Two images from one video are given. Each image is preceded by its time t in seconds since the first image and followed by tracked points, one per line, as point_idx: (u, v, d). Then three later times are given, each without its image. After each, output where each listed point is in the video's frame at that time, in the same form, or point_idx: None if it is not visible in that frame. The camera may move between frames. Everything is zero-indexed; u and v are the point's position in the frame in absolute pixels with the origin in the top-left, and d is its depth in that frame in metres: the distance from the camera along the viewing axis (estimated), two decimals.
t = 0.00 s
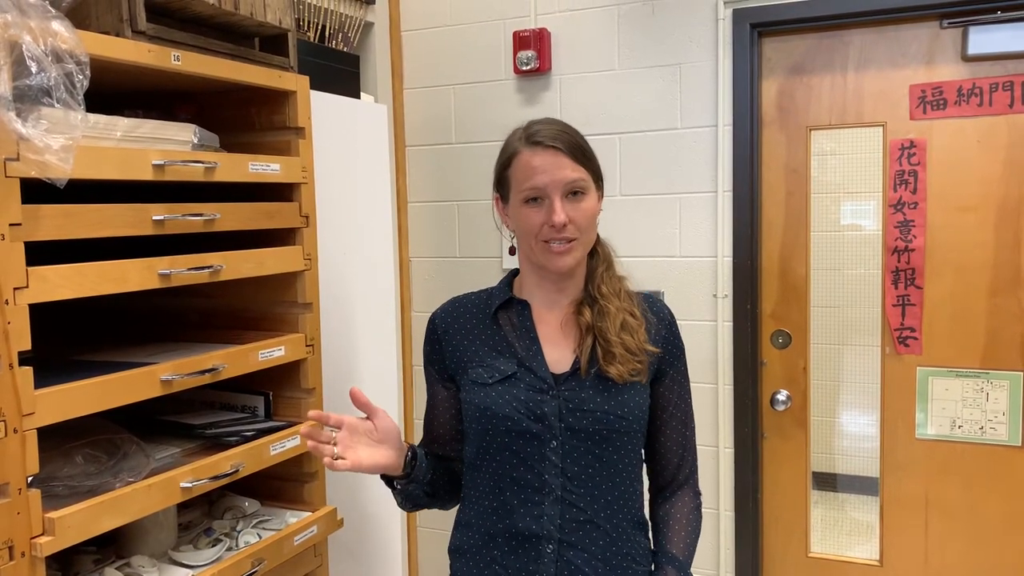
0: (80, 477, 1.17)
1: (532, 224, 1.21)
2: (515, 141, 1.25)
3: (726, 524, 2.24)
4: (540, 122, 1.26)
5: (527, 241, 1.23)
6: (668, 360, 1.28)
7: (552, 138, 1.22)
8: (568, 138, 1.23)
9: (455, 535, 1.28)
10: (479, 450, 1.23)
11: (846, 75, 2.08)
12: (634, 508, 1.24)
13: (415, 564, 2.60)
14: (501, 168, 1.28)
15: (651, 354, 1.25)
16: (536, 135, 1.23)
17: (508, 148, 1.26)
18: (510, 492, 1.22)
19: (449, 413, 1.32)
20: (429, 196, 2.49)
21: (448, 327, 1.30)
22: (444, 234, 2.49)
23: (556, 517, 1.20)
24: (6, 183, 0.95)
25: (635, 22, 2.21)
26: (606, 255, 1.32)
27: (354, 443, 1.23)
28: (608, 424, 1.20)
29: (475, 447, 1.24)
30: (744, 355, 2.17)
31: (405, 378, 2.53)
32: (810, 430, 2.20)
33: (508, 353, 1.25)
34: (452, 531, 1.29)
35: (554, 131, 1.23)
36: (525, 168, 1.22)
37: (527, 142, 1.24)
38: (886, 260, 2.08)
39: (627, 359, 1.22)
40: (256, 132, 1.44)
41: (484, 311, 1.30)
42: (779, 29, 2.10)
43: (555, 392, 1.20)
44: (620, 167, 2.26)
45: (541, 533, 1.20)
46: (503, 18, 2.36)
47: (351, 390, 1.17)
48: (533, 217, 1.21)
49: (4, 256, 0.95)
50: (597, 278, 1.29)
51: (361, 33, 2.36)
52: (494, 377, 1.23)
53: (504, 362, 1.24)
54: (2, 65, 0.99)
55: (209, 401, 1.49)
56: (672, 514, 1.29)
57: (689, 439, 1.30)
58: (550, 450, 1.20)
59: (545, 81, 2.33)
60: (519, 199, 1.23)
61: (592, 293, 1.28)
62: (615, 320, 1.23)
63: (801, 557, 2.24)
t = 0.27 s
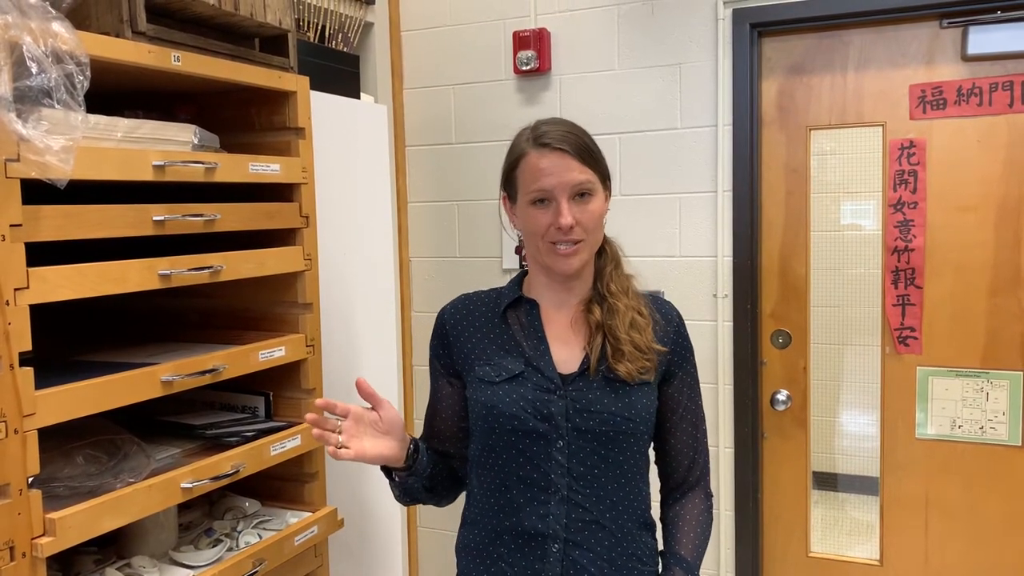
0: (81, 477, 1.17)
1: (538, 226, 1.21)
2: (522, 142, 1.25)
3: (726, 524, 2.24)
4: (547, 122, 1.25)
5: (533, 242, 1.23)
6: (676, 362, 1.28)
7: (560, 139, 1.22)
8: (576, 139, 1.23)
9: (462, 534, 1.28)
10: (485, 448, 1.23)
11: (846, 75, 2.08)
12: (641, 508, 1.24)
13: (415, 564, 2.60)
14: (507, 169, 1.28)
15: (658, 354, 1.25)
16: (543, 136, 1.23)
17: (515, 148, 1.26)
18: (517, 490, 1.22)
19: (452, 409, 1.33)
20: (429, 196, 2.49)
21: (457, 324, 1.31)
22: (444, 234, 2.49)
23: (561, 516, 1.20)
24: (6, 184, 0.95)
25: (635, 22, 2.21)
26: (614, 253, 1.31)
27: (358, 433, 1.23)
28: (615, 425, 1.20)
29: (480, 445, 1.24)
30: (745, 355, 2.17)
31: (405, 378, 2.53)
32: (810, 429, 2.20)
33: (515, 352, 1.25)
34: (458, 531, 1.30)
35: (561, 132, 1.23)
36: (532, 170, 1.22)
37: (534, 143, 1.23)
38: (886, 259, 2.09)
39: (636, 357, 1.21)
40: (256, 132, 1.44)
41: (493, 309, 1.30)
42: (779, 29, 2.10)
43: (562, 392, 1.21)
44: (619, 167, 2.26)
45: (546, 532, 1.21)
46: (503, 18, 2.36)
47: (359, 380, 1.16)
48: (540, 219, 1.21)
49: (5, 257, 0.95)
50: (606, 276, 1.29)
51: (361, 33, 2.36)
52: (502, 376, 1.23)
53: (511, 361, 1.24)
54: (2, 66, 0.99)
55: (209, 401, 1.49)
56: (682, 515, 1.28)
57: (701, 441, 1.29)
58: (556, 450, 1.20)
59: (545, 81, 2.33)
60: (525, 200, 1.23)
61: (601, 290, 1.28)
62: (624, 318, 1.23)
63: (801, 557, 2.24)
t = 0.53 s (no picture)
0: (81, 478, 1.17)
1: (543, 224, 1.21)
2: (529, 142, 1.25)
3: (726, 524, 2.24)
4: (554, 122, 1.26)
5: (538, 241, 1.23)
6: (683, 362, 1.27)
7: (567, 138, 1.22)
8: (583, 139, 1.23)
9: (467, 535, 1.29)
10: (491, 454, 1.24)
11: (846, 75, 2.08)
12: (643, 510, 1.24)
13: (416, 564, 2.60)
14: (514, 169, 1.28)
15: (665, 356, 1.25)
16: (550, 135, 1.24)
17: (522, 148, 1.26)
18: (522, 496, 1.23)
19: (462, 415, 1.33)
20: (429, 197, 2.49)
21: (463, 329, 1.32)
22: (444, 234, 2.49)
23: (565, 522, 1.21)
24: (6, 185, 0.95)
25: (635, 22, 2.21)
26: (620, 258, 1.31)
27: (367, 441, 1.24)
28: (619, 431, 1.20)
29: (486, 450, 1.24)
30: (745, 356, 2.17)
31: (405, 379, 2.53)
32: (810, 430, 2.20)
33: (520, 358, 1.25)
34: (465, 528, 1.31)
35: (569, 132, 1.23)
36: (538, 168, 1.22)
37: (541, 142, 1.24)
38: (886, 260, 2.09)
39: (641, 363, 1.21)
40: (256, 133, 1.44)
41: (499, 314, 1.31)
42: (779, 30, 2.10)
43: (566, 398, 1.20)
44: (619, 168, 2.26)
45: (550, 538, 1.21)
46: (503, 19, 2.36)
47: (363, 389, 1.18)
48: (544, 217, 1.21)
49: (5, 258, 0.95)
50: (611, 280, 1.29)
51: (361, 33, 2.36)
52: (507, 383, 1.23)
53: (517, 367, 1.24)
54: (2, 67, 0.99)
55: (209, 402, 1.49)
56: (687, 515, 1.28)
57: (707, 441, 1.29)
58: (560, 457, 1.20)
59: (545, 82, 2.33)
60: (531, 198, 1.23)
61: (607, 294, 1.28)
62: (629, 323, 1.23)
63: (801, 557, 2.24)
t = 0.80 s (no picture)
0: (81, 480, 1.17)
1: (551, 219, 1.21)
2: (534, 140, 1.27)
3: (726, 525, 2.24)
4: (558, 122, 1.28)
5: (546, 238, 1.22)
6: (688, 364, 1.28)
7: (571, 133, 1.24)
8: (587, 135, 1.24)
9: (472, 535, 1.29)
10: (495, 454, 1.24)
11: (846, 76, 2.08)
12: (648, 510, 1.22)
13: (416, 565, 2.60)
14: (519, 170, 1.29)
15: (673, 360, 1.25)
16: (554, 132, 1.25)
17: (528, 147, 1.28)
18: (526, 496, 1.23)
19: (467, 413, 1.34)
20: (430, 197, 2.49)
21: (469, 327, 1.33)
22: (444, 235, 2.49)
23: (569, 523, 1.20)
24: (6, 187, 0.95)
25: (635, 23, 2.21)
26: (627, 261, 1.31)
27: (359, 432, 1.24)
28: (623, 432, 1.19)
29: (491, 450, 1.25)
30: (745, 356, 2.17)
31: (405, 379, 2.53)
32: (810, 430, 2.20)
33: (526, 358, 1.26)
34: (471, 529, 1.30)
35: (573, 128, 1.25)
36: (544, 164, 1.23)
37: (546, 139, 1.25)
38: (886, 261, 2.09)
39: (647, 369, 1.21)
40: (256, 134, 1.45)
41: (504, 313, 1.31)
42: (778, 31, 2.10)
43: (570, 399, 1.21)
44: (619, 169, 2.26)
45: (554, 539, 1.21)
46: (503, 20, 2.36)
47: (356, 380, 1.18)
48: (552, 212, 1.21)
49: (5, 259, 0.95)
50: (619, 284, 1.28)
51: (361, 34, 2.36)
52: (512, 383, 1.24)
53: (522, 368, 1.25)
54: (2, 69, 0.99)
55: (210, 403, 1.49)
56: (687, 513, 1.27)
57: (707, 442, 1.29)
58: (564, 457, 1.20)
59: (545, 83, 2.33)
60: (537, 195, 1.23)
61: (613, 299, 1.27)
62: (635, 328, 1.22)
63: (802, 558, 2.24)
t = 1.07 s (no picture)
0: (82, 480, 1.17)
1: (559, 217, 1.21)
2: (541, 141, 1.28)
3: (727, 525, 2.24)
4: (565, 124, 1.29)
5: (555, 236, 1.22)
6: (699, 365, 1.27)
7: (578, 133, 1.25)
8: (594, 135, 1.26)
9: (484, 535, 1.29)
10: (505, 455, 1.24)
11: (846, 76, 2.08)
12: (661, 511, 1.22)
13: (417, 565, 2.60)
14: (528, 171, 1.30)
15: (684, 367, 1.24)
16: (561, 132, 1.26)
17: (535, 147, 1.29)
18: (537, 498, 1.23)
19: (477, 415, 1.35)
20: (430, 198, 2.49)
21: (478, 329, 1.33)
22: (445, 235, 2.49)
23: (579, 524, 1.20)
24: (6, 187, 0.95)
25: (635, 23, 2.22)
26: (636, 265, 1.29)
27: (369, 443, 1.25)
28: (634, 432, 1.20)
29: (501, 451, 1.25)
30: (745, 357, 2.17)
31: (406, 379, 2.54)
32: (811, 430, 2.20)
33: (535, 359, 1.26)
34: (482, 530, 1.30)
35: (580, 128, 1.26)
36: (551, 161, 1.24)
37: (553, 139, 1.26)
38: (887, 261, 2.08)
39: (658, 377, 1.20)
40: (257, 135, 1.45)
41: (512, 315, 1.31)
42: (778, 31, 2.10)
43: (580, 400, 1.20)
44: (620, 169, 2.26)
45: (564, 540, 1.21)
46: (503, 20, 2.36)
47: (359, 391, 1.19)
48: (560, 209, 1.21)
49: (5, 260, 0.95)
50: (628, 289, 1.27)
51: (362, 35, 2.36)
52: (522, 384, 1.24)
53: (531, 369, 1.25)
54: (2, 70, 0.99)
55: (210, 404, 1.49)
56: (697, 515, 1.27)
57: (717, 443, 1.28)
58: (574, 458, 1.20)
59: (546, 83, 2.33)
60: (545, 193, 1.24)
61: (622, 306, 1.26)
62: (646, 335, 1.21)
63: (803, 558, 2.23)
